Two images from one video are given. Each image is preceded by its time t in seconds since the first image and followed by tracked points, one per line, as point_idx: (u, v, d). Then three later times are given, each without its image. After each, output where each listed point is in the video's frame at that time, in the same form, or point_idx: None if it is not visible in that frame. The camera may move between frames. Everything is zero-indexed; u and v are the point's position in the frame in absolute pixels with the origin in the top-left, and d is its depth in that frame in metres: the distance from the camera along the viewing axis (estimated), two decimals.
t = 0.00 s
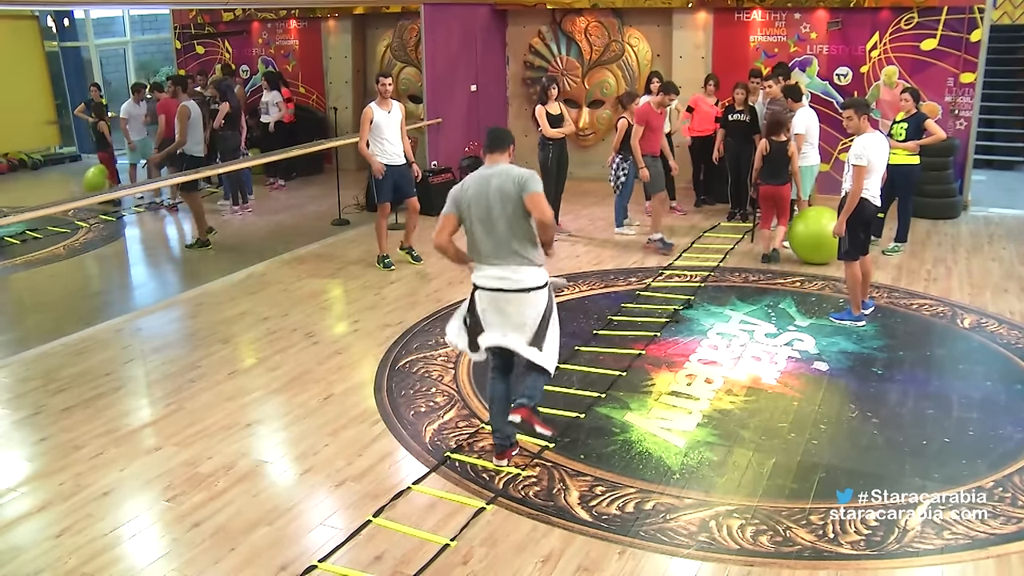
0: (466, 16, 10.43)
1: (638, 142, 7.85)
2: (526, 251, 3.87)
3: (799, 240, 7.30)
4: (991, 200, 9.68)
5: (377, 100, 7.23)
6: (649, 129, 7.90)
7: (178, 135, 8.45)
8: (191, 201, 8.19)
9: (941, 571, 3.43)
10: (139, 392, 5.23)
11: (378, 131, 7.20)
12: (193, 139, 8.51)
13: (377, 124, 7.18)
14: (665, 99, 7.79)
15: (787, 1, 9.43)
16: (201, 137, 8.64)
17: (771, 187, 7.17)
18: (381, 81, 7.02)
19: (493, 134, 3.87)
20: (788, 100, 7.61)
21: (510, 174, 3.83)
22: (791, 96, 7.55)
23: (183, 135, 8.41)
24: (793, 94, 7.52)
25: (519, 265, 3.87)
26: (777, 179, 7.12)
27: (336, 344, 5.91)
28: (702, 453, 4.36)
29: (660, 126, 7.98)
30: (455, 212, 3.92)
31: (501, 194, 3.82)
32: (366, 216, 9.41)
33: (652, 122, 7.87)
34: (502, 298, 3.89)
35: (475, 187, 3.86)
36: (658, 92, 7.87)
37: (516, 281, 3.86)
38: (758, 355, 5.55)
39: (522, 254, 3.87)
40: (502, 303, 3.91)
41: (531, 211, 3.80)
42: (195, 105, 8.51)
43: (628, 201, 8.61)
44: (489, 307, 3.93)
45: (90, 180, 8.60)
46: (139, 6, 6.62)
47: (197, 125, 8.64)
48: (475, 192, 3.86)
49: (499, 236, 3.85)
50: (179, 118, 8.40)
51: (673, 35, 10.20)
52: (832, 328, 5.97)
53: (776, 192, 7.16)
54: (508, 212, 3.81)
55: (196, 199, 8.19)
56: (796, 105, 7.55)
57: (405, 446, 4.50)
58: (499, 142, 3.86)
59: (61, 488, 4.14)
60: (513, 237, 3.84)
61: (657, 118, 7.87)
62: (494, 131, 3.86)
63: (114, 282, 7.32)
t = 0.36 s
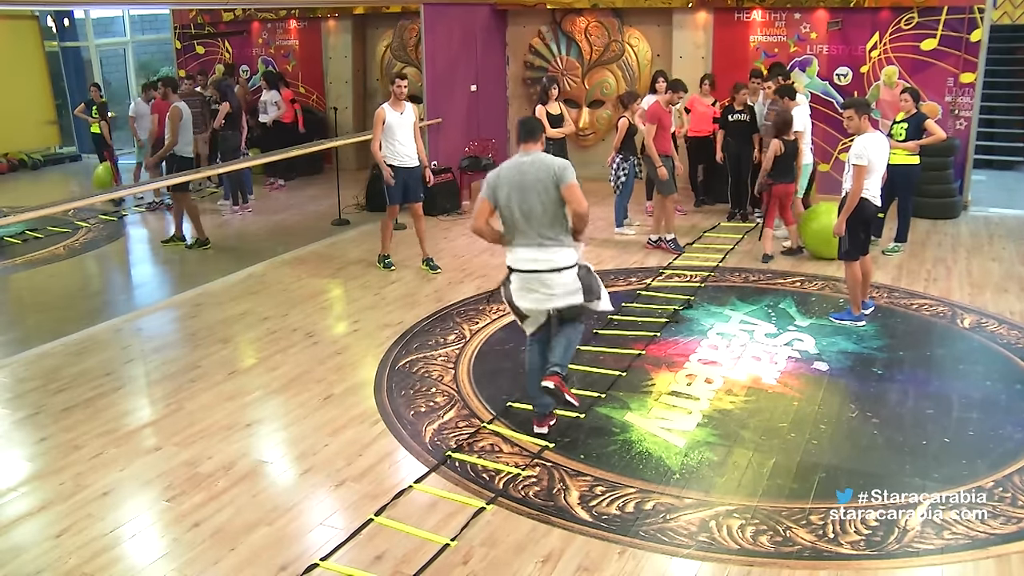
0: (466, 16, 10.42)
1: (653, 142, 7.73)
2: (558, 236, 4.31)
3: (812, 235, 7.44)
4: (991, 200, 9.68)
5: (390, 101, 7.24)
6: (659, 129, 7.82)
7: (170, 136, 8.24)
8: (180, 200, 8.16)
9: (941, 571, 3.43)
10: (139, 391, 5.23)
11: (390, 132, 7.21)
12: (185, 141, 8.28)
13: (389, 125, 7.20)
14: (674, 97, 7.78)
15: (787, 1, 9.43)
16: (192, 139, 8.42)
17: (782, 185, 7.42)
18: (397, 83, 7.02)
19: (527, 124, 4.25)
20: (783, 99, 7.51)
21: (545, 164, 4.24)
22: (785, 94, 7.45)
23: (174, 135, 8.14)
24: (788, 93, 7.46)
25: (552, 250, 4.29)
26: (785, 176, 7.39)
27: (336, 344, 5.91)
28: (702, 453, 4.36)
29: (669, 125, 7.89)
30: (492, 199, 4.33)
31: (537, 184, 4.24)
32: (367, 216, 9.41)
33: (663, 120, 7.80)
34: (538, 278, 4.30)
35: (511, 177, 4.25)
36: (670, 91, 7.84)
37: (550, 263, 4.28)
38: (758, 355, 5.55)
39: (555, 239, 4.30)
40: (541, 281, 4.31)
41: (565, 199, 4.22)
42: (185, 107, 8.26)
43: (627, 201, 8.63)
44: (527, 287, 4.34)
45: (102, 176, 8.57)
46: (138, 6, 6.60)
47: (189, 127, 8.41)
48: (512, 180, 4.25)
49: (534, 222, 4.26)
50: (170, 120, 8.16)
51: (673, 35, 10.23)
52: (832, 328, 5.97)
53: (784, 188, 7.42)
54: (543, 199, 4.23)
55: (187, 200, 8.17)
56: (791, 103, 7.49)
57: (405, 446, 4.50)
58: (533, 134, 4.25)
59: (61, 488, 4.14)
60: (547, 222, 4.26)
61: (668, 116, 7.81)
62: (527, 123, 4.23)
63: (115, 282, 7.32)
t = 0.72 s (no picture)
0: (466, 16, 10.42)
1: (655, 141, 7.73)
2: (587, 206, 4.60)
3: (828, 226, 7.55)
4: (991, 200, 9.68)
5: (405, 101, 7.25)
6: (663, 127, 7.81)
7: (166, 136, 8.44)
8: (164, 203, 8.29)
9: (941, 571, 3.43)
10: (139, 391, 5.23)
11: (405, 131, 7.20)
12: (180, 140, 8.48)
13: (404, 124, 7.19)
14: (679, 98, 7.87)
15: (787, 1, 9.43)
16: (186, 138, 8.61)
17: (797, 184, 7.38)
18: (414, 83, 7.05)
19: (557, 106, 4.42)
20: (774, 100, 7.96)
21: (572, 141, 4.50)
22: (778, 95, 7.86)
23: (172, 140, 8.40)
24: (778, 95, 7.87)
25: (581, 217, 4.61)
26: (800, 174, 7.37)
27: (337, 344, 5.91)
28: (702, 453, 4.36)
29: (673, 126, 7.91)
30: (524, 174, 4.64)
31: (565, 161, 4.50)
32: (367, 217, 9.41)
33: (667, 120, 7.79)
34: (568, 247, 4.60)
35: (542, 155, 4.54)
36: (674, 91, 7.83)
37: (580, 231, 4.59)
38: (758, 355, 5.55)
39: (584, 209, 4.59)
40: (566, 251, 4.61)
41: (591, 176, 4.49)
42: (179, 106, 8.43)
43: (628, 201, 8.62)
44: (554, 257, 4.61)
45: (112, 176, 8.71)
46: (139, 6, 6.61)
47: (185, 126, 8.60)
48: (542, 159, 4.54)
49: (563, 194, 4.54)
50: (165, 120, 8.38)
51: (673, 35, 10.21)
52: (832, 327, 5.97)
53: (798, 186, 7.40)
54: (570, 176, 4.50)
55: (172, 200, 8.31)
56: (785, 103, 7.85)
57: (405, 446, 4.50)
58: (561, 111, 4.44)
59: (61, 488, 4.14)
60: (575, 194, 4.54)
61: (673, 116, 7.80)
62: (558, 106, 4.42)
63: (114, 282, 7.32)
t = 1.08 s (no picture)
0: (466, 16, 10.42)
1: (656, 142, 7.73)
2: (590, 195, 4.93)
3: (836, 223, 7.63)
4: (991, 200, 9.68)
5: (405, 101, 7.24)
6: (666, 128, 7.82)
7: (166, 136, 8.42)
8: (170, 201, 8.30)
9: (941, 571, 3.43)
10: (139, 391, 5.23)
11: (405, 131, 7.19)
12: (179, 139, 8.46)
13: (404, 124, 7.18)
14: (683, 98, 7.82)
15: (787, 1, 9.43)
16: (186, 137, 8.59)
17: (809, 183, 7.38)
18: (415, 82, 7.04)
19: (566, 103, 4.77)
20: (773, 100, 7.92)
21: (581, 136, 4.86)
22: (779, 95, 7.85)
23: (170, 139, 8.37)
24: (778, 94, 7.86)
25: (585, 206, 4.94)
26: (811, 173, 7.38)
27: (336, 344, 5.91)
28: (702, 453, 4.36)
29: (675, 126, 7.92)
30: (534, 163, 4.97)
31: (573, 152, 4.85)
32: (367, 217, 9.41)
33: (670, 121, 7.79)
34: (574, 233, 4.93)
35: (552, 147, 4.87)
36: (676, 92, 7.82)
37: (580, 217, 4.91)
38: (758, 355, 5.55)
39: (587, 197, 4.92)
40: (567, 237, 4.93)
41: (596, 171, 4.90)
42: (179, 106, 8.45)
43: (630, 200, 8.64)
44: (561, 241, 4.95)
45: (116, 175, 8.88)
46: (139, 6, 6.61)
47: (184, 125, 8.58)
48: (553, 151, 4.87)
49: (570, 183, 4.86)
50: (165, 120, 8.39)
51: (673, 35, 10.20)
52: (832, 328, 5.97)
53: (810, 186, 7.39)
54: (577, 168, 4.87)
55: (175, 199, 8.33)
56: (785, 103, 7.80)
57: (405, 446, 4.50)
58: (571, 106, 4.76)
59: (61, 488, 4.14)
60: (580, 184, 4.87)
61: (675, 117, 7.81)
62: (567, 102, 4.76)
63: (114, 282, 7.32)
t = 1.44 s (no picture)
0: (466, 16, 10.42)
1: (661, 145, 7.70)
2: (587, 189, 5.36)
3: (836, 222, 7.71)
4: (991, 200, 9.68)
5: (396, 101, 7.21)
6: (671, 131, 7.76)
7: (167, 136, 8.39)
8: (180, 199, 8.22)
9: (941, 571, 3.43)
10: (139, 391, 5.23)
11: (397, 133, 7.20)
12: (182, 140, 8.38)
13: (397, 126, 7.19)
14: (687, 103, 7.61)
15: (787, 1, 9.43)
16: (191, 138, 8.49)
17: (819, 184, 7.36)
18: (406, 82, 7.01)
19: (565, 101, 5.18)
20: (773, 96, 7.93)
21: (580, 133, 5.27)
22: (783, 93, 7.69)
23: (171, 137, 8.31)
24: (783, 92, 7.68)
25: (580, 199, 5.35)
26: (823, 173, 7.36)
27: (336, 344, 5.91)
28: (702, 453, 4.36)
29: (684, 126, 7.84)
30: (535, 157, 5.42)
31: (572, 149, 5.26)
32: (367, 217, 9.42)
33: (674, 124, 7.73)
34: (566, 222, 5.36)
35: (553, 141, 5.27)
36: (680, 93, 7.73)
37: (576, 210, 5.34)
38: (758, 354, 5.55)
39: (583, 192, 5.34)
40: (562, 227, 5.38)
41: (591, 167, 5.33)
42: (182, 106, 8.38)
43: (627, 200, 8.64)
44: (553, 229, 5.39)
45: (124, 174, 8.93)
46: (139, 6, 6.60)
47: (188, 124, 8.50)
48: (555, 144, 5.26)
49: (566, 176, 5.28)
50: (166, 121, 8.31)
51: (673, 35, 10.21)
52: (832, 328, 5.97)
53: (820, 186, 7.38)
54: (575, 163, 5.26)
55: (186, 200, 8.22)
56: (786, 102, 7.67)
57: (405, 446, 4.50)
58: (570, 105, 5.19)
59: (61, 487, 4.14)
60: (576, 178, 5.29)
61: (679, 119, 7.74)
62: (567, 100, 5.17)
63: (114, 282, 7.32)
